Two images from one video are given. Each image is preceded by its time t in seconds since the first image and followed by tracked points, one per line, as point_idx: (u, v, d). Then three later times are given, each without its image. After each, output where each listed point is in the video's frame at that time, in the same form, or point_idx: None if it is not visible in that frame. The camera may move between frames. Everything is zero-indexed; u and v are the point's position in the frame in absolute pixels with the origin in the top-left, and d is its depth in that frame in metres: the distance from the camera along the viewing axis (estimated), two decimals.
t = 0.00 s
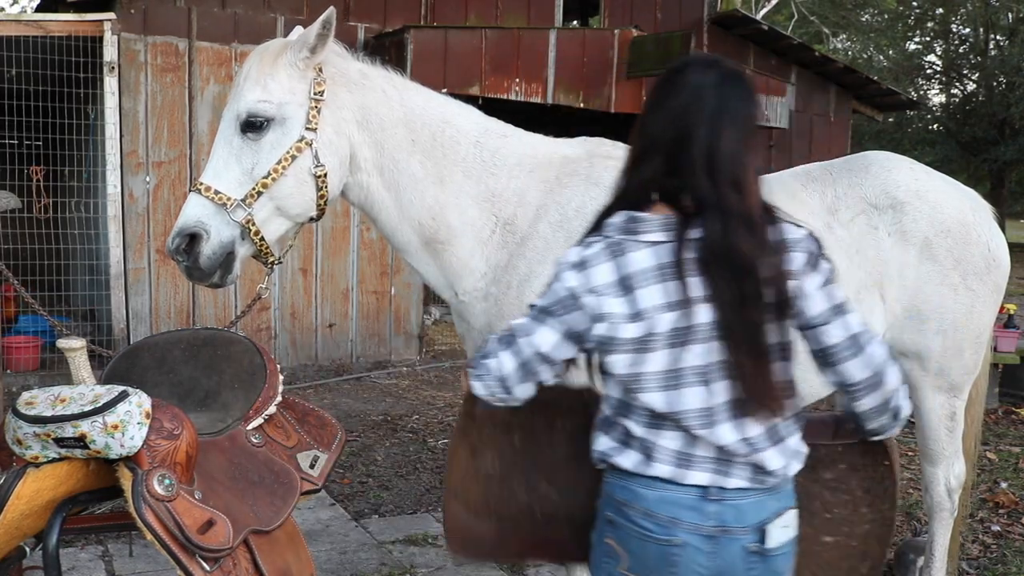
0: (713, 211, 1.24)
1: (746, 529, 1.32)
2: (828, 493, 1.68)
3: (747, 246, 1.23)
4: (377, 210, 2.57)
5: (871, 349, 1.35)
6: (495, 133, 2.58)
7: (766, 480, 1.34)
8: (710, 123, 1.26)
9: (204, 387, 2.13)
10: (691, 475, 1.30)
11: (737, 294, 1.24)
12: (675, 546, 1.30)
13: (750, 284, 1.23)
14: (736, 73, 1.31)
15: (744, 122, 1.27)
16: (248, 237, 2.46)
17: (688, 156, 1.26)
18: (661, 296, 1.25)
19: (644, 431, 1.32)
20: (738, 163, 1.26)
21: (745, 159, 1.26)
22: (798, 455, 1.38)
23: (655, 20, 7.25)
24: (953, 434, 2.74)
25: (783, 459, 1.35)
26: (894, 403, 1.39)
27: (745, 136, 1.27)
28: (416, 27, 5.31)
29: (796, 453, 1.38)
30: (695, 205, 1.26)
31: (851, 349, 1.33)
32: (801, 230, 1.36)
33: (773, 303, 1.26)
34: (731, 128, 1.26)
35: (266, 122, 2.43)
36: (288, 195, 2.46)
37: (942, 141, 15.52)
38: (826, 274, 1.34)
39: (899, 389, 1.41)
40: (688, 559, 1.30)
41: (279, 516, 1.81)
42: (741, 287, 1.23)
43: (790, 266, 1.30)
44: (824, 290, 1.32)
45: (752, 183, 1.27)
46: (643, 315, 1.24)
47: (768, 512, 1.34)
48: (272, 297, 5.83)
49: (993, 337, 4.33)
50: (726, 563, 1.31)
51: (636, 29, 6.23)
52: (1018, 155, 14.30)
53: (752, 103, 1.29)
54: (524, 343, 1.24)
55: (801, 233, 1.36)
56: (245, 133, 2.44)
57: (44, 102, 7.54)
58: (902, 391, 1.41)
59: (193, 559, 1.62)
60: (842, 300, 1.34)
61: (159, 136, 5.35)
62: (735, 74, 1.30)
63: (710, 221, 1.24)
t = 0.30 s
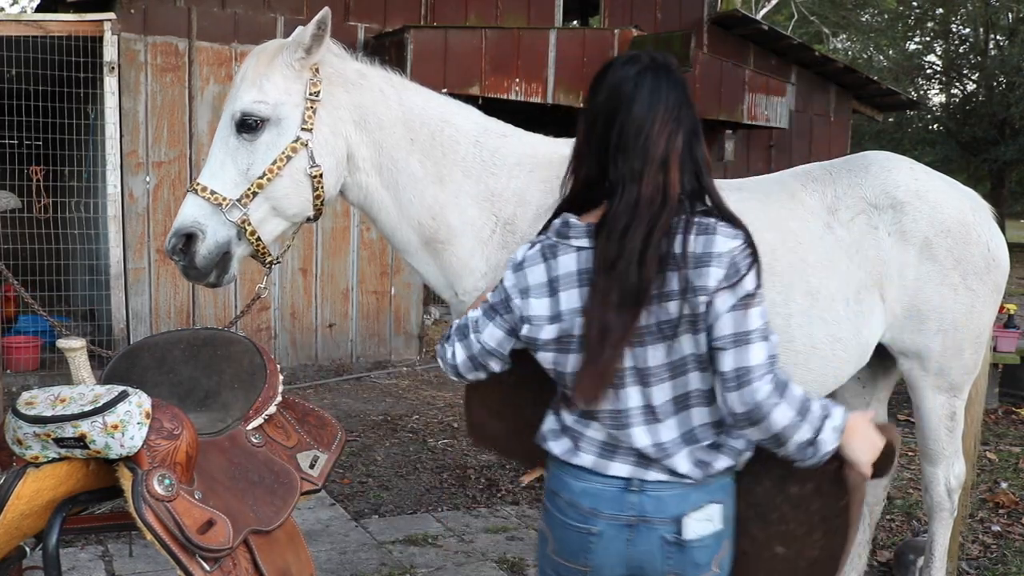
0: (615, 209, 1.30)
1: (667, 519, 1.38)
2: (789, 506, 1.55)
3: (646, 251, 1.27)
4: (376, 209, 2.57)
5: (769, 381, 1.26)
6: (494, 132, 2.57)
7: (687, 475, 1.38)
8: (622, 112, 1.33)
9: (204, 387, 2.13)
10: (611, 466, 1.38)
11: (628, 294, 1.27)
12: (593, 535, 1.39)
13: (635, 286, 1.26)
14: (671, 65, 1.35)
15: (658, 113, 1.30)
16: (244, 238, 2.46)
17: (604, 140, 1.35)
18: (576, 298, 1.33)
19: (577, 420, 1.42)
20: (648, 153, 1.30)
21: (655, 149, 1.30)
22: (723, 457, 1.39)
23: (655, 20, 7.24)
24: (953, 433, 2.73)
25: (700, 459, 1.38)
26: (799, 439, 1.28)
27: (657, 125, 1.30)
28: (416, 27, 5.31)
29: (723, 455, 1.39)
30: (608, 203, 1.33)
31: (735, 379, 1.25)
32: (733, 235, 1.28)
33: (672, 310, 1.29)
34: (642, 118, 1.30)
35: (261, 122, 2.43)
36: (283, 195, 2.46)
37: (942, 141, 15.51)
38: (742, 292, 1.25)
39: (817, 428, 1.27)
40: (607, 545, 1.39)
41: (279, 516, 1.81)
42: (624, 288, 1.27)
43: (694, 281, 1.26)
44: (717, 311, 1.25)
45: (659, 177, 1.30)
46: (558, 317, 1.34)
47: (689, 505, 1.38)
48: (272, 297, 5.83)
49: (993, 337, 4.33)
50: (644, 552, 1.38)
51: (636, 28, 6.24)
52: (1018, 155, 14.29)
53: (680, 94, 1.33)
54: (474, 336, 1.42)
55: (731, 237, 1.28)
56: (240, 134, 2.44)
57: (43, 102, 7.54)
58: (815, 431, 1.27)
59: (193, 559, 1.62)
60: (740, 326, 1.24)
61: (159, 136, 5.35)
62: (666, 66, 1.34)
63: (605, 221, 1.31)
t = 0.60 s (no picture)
0: (536, 211, 1.25)
1: (558, 503, 1.33)
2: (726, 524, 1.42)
3: (553, 247, 1.22)
4: (374, 209, 2.57)
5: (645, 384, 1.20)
6: (494, 132, 2.56)
7: (586, 465, 1.33)
8: (547, 111, 1.27)
9: (204, 387, 2.13)
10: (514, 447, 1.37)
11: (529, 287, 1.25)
12: (500, 509, 1.39)
13: (557, 281, 1.22)
14: (603, 71, 1.29)
15: (585, 117, 1.24)
16: (240, 238, 2.46)
17: (530, 141, 1.29)
18: (490, 289, 1.33)
19: (492, 402, 1.41)
20: (571, 158, 1.23)
21: (581, 154, 1.23)
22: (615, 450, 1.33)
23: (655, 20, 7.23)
24: (953, 433, 2.73)
25: (592, 447, 1.32)
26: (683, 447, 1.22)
27: (583, 129, 1.24)
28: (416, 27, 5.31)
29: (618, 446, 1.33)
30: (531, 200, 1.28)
31: (616, 377, 1.21)
32: (634, 241, 1.25)
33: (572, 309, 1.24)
34: (568, 124, 1.24)
35: (255, 122, 2.44)
36: (278, 195, 2.46)
37: (942, 141, 15.53)
38: (631, 294, 1.20)
39: (707, 438, 1.22)
40: (508, 520, 1.38)
41: (279, 515, 1.81)
42: (543, 283, 1.23)
43: (583, 284, 1.21)
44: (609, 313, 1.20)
45: (584, 182, 1.24)
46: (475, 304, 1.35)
47: (576, 489, 1.33)
48: (271, 297, 5.82)
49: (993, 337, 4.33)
50: (540, 530, 1.35)
51: (635, 28, 6.24)
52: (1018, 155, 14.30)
53: (610, 101, 1.26)
54: (410, 311, 1.47)
55: (631, 244, 1.24)
56: (236, 135, 2.45)
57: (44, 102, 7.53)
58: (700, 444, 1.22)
59: (193, 559, 1.62)
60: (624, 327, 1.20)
61: (159, 136, 5.35)
62: (597, 69, 1.29)
63: (535, 220, 1.25)
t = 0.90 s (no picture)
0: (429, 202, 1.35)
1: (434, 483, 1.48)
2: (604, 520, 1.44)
3: (426, 243, 1.33)
4: (371, 209, 2.53)
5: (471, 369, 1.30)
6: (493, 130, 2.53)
7: (457, 451, 1.44)
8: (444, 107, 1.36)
9: (204, 388, 2.13)
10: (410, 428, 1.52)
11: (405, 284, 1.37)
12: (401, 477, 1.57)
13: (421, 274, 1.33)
14: (507, 74, 1.37)
15: (475, 114, 1.32)
16: (233, 237, 2.44)
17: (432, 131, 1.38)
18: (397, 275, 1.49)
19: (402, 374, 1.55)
20: (460, 150, 1.33)
21: (468, 147, 1.32)
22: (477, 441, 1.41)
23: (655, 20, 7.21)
24: (952, 433, 2.74)
25: (454, 435, 1.43)
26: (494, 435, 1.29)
27: (471, 127, 1.32)
28: (416, 27, 5.31)
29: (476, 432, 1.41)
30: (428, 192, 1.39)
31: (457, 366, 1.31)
32: (502, 239, 1.32)
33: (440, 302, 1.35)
34: (464, 115, 1.32)
35: (245, 123, 2.42)
36: (269, 194, 2.44)
37: (942, 141, 15.55)
38: (479, 288, 1.29)
39: (519, 436, 1.27)
40: (405, 490, 1.58)
41: (279, 515, 1.81)
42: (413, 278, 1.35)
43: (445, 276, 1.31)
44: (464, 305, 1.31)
45: (467, 178, 1.33)
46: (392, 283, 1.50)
47: (444, 475, 1.45)
48: (271, 297, 5.82)
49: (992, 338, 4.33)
50: (425, 505, 1.52)
51: (635, 28, 6.24)
52: (1018, 155, 14.31)
53: (507, 102, 1.34)
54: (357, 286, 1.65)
55: (495, 241, 1.31)
56: (227, 136, 2.44)
57: (44, 102, 7.54)
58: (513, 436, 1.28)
59: (193, 559, 1.61)
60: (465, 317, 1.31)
61: (159, 136, 5.35)
62: (498, 73, 1.36)
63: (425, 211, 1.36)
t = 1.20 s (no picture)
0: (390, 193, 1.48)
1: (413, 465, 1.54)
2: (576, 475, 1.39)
3: (391, 233, 1.46)
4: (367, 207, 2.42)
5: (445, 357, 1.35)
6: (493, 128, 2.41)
7: (436, 433, 1.50)
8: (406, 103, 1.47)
9: (204, 388, 2.13)
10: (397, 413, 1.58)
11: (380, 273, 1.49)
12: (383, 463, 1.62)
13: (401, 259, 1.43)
14: (459, 69, 1.46)
15: (427, 108, 1.43)
16: (232, 234, 2.42)
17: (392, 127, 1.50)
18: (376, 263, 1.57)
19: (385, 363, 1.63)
20: (415, 144, 1.45)
21: (421, 140, 1.44)
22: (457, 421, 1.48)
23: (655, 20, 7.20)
24: (952, 433, 2.73)
25: (435, 419, 1.49)
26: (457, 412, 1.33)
27: (431, 119, 1.43)
28: (415, 27, 5.31)
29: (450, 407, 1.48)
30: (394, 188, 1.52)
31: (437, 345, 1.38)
32: (469, 225, 1.40)
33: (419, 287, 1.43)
34: (416, 110, 1.44)
35: (239, 124, 2.39)
36: (265, 193, 2.39)
37: (942, 141, 15.57)
38: (455, 274, 1.37)
39: (492, 423, 1.28)
40: (386, 475, 1.63)
41: (279, 516, 1.81)
42: (386, 266, 1.47)
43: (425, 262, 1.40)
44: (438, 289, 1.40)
45: (425, 170, 1.45)
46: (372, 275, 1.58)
47: (424, 457, 1.51)
48: (271, 297, 5.82)
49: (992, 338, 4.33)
50: (404, 488, 1.57)
51: (636, 28, 6.25)
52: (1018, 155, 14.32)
53: (460, 95, 1.44)
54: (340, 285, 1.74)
55: (463, 229, 1.40)
56: (223, 138, 2.42)
57: (44, 103, 7.54)
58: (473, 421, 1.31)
59: (193, 559, 1.61)
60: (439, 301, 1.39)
61: (159, 136, 5.35)
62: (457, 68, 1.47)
63: (389, 203, 1.49)
